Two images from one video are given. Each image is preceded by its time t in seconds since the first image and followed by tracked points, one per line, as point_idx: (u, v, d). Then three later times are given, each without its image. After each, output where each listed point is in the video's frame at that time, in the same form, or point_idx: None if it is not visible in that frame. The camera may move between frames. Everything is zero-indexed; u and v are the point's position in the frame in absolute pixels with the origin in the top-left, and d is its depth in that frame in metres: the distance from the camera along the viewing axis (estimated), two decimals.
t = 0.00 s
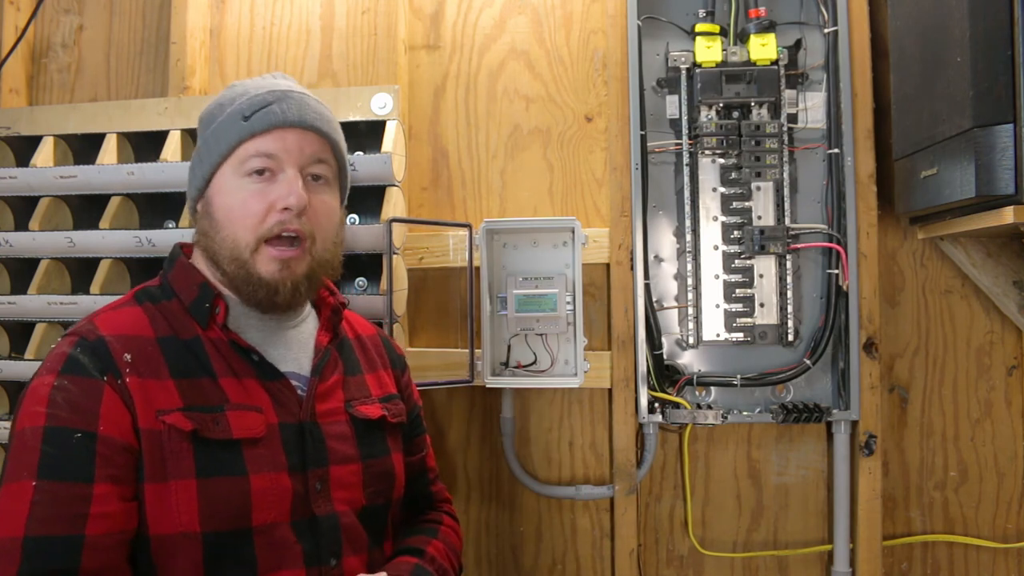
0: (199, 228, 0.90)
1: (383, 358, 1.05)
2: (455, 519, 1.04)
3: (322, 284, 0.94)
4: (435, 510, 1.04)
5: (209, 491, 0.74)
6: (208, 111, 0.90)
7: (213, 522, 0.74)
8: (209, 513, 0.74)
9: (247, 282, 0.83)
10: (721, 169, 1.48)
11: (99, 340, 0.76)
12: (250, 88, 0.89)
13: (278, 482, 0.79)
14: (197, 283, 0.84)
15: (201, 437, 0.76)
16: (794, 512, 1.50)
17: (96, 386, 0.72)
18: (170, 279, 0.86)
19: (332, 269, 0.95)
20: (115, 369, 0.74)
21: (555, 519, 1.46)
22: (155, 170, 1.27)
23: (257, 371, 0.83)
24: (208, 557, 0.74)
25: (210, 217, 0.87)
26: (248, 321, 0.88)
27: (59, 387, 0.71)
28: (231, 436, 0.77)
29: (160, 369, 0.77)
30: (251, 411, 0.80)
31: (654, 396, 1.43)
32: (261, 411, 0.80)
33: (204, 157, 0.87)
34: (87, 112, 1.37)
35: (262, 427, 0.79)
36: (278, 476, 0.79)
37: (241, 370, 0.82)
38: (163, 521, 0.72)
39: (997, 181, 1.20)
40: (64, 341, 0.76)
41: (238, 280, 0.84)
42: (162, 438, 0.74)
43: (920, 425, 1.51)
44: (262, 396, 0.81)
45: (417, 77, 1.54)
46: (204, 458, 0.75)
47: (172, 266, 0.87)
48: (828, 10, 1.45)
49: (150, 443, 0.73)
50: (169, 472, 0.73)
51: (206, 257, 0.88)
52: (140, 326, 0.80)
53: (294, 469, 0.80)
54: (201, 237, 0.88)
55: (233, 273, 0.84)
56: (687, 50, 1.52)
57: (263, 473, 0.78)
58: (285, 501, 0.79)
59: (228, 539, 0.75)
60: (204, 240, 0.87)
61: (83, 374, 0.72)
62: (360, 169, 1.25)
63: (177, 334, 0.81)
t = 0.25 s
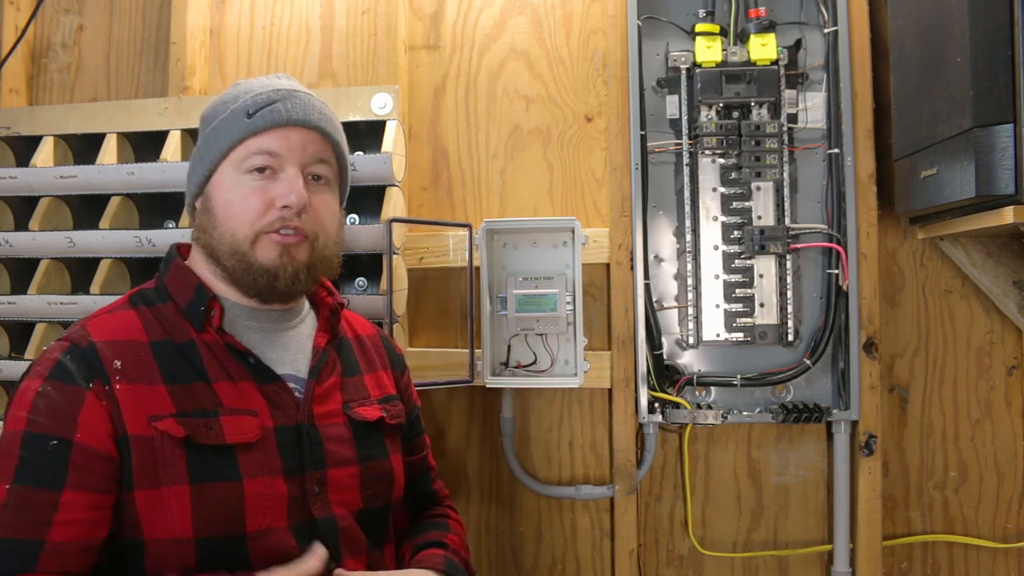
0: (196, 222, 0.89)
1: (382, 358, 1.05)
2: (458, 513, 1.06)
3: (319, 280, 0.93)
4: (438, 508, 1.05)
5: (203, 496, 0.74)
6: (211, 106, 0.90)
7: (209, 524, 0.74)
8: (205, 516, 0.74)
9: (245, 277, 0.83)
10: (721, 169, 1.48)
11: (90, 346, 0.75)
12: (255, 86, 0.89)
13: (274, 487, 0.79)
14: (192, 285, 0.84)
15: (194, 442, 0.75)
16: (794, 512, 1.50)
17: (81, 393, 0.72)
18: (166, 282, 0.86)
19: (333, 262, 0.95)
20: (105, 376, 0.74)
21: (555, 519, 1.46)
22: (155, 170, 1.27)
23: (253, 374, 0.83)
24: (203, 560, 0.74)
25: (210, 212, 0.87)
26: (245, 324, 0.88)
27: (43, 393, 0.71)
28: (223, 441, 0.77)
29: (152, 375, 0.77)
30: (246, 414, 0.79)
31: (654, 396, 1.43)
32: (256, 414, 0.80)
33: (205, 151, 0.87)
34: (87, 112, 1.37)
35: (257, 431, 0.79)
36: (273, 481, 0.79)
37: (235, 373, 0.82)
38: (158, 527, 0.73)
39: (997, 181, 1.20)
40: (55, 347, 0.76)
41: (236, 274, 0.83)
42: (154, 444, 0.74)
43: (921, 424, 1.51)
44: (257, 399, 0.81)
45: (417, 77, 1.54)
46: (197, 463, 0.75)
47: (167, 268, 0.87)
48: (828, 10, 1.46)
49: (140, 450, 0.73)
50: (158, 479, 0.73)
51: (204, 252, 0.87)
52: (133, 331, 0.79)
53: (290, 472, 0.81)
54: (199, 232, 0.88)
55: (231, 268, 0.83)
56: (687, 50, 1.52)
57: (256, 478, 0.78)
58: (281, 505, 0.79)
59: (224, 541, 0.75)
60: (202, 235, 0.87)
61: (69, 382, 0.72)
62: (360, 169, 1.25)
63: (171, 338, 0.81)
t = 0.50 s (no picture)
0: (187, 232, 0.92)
1: (390, 358, 1.05)
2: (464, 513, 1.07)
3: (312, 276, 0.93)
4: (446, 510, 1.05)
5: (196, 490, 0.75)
6: (187, 117, 0.93)
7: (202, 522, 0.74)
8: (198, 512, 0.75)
9: (229, 281, 0.84)
10: (721, 169, 1.48)
11: (88, 338, 0.76)
12: (219, 89, 0.90)
13: (269, 483, 0.79)
14: (192, 282, 0.84)
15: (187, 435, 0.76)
16: (794, 512, 1.50)
17: (74, 381, 0.73)
18: (168, 280, 0.86)
19: (324, 259, 0.95)
20: (101, 366, 0.75)
21: (555, 519, 1.46)
22: (154, 170, 1.27)
23: (252, 371, 0.83)
24: (197, 559, 0.74)
25: (194, 220, 0.89)
26: (244, 318, 0.89)
27: (38, 381, 0.71)
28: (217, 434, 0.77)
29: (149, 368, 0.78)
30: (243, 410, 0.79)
31: (654, 396, 1.43)
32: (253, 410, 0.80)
33: (184, 160, 0.90)
34: (87, 112, 1.37)
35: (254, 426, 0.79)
36: (268, 478, 0.79)
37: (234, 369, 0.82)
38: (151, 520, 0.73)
39: (997, 181, 1.20)
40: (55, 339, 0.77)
41: (222, 278, 0.85)
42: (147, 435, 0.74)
43: (921, 424, 1.51)
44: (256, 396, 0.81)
45: (417, 77, 1.54)
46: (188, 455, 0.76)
47: (170, 265, 0.87)
48: (829, 10, 1.45)
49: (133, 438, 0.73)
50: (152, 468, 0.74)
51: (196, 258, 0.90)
52: (132, 326, 0.80)
53: (286, 470, 0.81)
54: (189, 241, 0.90)
55: (216, 272, 0.85)
56: (687, 50, 1.52)
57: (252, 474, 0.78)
58: (276, 502, 0.79)
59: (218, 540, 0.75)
60: (191, 243, 0.89)
61: (64, 370, 0.73)
62: (359, 169, 1.25)
63: (170, 334, 0.81)
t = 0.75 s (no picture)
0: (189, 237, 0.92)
1: (393, 360, 1.04)
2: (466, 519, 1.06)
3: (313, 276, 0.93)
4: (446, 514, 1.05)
5: (196, 484, 0.74)
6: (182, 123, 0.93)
7: (202, 518, 0.74)
8: (199, 507, 0.74)
9: (226, 286, 0.84)
10: (721, 169, 1.48)
11: (94, 331, 0.77)
12: (211, 94, 0.90)
13: (269, 478, 0.78)
14: (196, 279, 0.85)
15: (190, 427, 0.76)
16: (794, 512, 1.50)
17: (82, 370, 0.73)
18: (174, 278, 0.87)
19: (324, 258, 0.95)
20: (106, 357, 0.75)
21: (555, 520, 1.46)
22: (155, 170, 1.27)
23: (254, 367, 0.83)
24: (195, 555, 0.74)
25: (193, 224, 0.89)
26: (248, 316, 0.89)
27: (46, 370, 0.72)
28: (219, 428, 0.77)
29: (153, 361, 0.78)
30: (245, 404, 0.80)
31: (654, 396, 1.43)
32: (254, 405, 0.80)
33: (181, 164, 0.91)
34: (87, 112, 1.37)
35: (255, 421, 0.79)
36: (269, 472, 0.79)
37: (237, 365, 0.82)
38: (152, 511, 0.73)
39: (997, 181, 1.20)
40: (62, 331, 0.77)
41: (219, 282, 0.85)
42: (151, 425, 0.74)
43: (920, 425, 1.51)
44: (258, 391, 0.81)
45: (417, 77, 1.54)
46: (192, 448, 0.75)
47: (176, 265, 0.88)
48: (828, 11, 1.46)
49: (137, 427, 0.74)
50: (156, 458, 0.74)
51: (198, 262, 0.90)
52: (137, 320, 0.80)
53: (287, 466, 0.80)
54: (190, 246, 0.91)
55: (214, 276, 0.85)
56: (687, 50, 1.52)
57: (252, 468, 0.78)
58: (277, 497, 0.79)
59: (217, 536, 0.75)
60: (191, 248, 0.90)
61: (71, 360, 0.73)
62: (359, 168, 1.25)
63: (174, 329, 0.82)
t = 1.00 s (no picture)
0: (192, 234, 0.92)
1: (393, 359, 1.04)
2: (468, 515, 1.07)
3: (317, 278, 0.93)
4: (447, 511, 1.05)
5: (199, 487, 0.74)
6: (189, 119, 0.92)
7: (205, 520, 0.74)
8: (202, 509, 0.74)
9: (235, 285, 0.84)
10: (721, 169, 1.48)
11: (93, 335, 0.76)
12: (222, 93, 0.90)
13: (271, 479, 0.78)
14: (197, 280, 0.85)
15: (192, 430, 0.76)
16: (794, 512, 1.50)
17: (82, 378, 0.73)
18: (174, 278, 0.87)
19: (327, 261, 0.95)
20: (106, 363, 0.75)
21: (555, 519, 1.46)
22: (155, 170, 1.27)
23: (255, 368, 0.83)
24: (197, 556, 0.74)
25: (198, 222, 0.88)
26: (249, 317, 0.89)
27: (46, 379, 0.72)
28: (221, 430, 0.77)
29: (154, 364, 0.78)
30: (246, 406, 0.80)
31: (654, 396, 1.43)
32: (256, 407, 0.80)
33: (187, 163, 0.90)
34: (87, 112, 1.37)
35: (257, 422, 0.79)
36: (271, 474, 0.79)
37: (238, 366, 0.82)
38: (155, 516, 0.73)
39: (997, 181, 1.20)
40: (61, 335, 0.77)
41: (227, 282, 0.84)
42: (153, 430, 0.74)
43: (920, 425, 1.51)
44: (259, 392, 0.81)
45: (417, 77, 1.54)
46: (194, 451, 0.75)
47: (176, 265, 0.88)
48: (828, 11, 1.45)
49: (139, 434, 0.73)
50: (158, 463, 0.74)
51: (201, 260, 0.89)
52: (137, 323, 0.80)
53: (289, 467, 0.80)
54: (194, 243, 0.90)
55: (220, 276, 0.85)
56: (687, 50, 1.52)
57: (255, 470, 0.78)
58: (279, 498, 0.79)
59: (219, 537, 0.75)
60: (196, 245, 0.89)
61: (71, 368, 0.73)
62: (360, 169, 1.25)
63: (175, 331, 0.81)
